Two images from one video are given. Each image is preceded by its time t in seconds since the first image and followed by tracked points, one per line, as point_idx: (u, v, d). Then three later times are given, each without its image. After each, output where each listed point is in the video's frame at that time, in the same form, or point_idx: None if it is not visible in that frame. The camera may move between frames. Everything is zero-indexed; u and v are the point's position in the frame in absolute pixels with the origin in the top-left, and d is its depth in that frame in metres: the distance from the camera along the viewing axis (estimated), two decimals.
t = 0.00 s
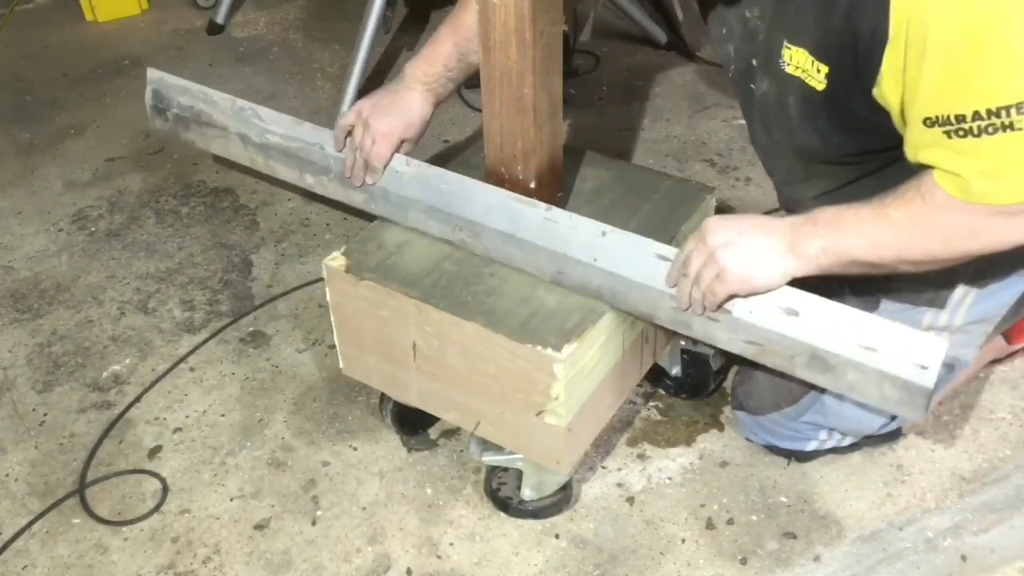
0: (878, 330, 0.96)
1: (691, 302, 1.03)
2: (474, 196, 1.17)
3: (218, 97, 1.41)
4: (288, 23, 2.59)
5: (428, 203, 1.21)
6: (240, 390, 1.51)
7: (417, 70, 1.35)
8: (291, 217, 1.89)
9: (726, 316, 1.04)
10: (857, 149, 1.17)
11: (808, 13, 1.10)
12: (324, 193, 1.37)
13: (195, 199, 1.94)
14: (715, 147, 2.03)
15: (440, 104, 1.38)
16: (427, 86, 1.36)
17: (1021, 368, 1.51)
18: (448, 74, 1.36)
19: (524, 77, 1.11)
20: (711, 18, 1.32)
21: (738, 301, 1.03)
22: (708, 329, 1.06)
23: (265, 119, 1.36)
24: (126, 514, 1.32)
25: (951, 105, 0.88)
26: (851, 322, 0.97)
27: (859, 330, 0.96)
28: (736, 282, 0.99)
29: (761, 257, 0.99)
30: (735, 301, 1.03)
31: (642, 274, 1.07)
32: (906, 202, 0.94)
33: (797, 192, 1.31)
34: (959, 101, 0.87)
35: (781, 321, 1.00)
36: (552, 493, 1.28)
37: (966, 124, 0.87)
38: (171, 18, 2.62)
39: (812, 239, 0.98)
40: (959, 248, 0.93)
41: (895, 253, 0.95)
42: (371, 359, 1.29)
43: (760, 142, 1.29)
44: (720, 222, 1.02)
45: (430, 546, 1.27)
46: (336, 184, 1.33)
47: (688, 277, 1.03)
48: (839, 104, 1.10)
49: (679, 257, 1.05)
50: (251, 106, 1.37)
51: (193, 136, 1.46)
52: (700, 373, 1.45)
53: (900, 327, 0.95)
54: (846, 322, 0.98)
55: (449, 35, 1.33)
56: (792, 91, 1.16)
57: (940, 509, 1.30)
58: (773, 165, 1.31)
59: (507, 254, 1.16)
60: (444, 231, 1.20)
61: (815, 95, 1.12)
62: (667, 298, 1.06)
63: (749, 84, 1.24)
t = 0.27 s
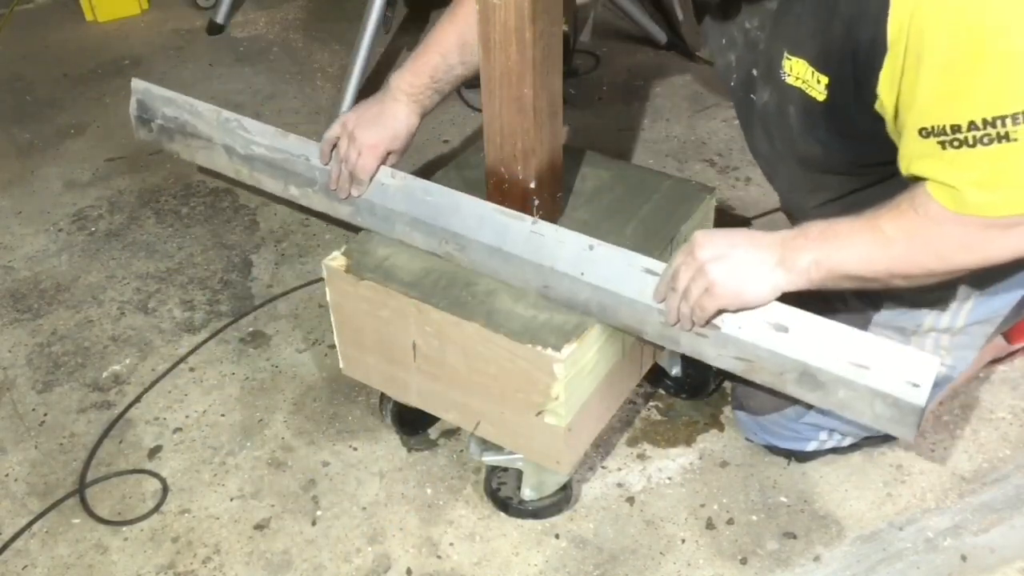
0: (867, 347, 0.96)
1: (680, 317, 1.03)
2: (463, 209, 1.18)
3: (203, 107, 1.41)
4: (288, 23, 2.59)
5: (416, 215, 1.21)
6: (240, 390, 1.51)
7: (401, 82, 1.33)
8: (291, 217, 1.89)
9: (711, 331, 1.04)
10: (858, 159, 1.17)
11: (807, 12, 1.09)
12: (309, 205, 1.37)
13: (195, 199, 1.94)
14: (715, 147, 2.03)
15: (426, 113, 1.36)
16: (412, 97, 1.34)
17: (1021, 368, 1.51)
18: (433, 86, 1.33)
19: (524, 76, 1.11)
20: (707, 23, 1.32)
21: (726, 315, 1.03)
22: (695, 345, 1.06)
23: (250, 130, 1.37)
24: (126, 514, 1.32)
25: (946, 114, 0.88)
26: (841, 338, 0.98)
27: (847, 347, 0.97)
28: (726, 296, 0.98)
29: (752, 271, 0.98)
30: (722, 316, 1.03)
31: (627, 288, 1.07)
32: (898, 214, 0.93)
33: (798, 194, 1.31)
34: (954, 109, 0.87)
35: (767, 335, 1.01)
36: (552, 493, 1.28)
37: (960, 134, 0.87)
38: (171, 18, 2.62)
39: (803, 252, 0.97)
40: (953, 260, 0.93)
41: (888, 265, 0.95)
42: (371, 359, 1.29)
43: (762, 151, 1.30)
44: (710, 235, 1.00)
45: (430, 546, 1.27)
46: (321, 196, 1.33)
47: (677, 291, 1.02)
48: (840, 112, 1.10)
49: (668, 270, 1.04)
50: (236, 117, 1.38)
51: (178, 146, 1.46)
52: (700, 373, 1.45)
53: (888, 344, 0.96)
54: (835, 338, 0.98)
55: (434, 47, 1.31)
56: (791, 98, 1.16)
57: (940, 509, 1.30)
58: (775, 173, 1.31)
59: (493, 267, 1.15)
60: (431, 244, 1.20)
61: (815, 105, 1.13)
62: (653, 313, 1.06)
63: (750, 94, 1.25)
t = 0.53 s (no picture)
0: (856, 364, 0.94)
1: (664, 330, 1.00)
2: (441, 218, 1.13)
3: (178, 114, 1.36)
4: (288, 23, 2.59)
5: (392, 225, 1.16)
6: (240, 389, 1.51)
7: (384, 91, 1.32)
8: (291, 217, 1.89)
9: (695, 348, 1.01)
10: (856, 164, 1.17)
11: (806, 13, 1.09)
12: (285, 215, 1.32)
13: (195, 199, 1.94)
14: (715, 147, 2.03)
15: (407, 124, 1.35)
16: (394, 107, 1.33)
17: (1021, 368, 1.51)
18: (416, 96, 1.33)
19: (524, 76, 1.11)
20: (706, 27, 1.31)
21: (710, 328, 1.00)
22: (679, 361, 1.03)
23: (225, 136, 1.32)
24: (126, 514, 1.32)
25: (937, 120, 0.88)
26: (827, 354, 0.95)
27: (836, 364, 0.95)
28: (712, 308, 0.96)
29: (738, 282, 0.97)
30: (707, 330, 1.00)
31: (612, 303, 1.03)
32: (888, 222, 0.93)
33: (795, 200, 1.31)
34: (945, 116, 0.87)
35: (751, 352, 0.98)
36: (552, 493, 1.28)
37: (949, 142, 0.87)
38: (171, 18, 2.62)
39: (790, 264, 0.96)
40: (943, 270, 0.92)
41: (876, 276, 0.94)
42: (371, 359, 1.29)
43: (760, 160, 1.30)
44: (696, 245, 0.99)
45: (430, 546, 1.27)
46: (297, 206, 1.29)
47: (662, 303, 1.00)
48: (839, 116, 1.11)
49: (651, 282, 1.02)
50: (211, 124, 1.33)
51: (150, 154, 1.41)
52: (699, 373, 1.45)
53: (877, 361, 0.94)
54: (822, 354, 0.96)
55: (419, 57, 1.32)
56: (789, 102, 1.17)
57: (940, 509, 1.30)
58: (775, 182, 1.31)
59: (473, 279, 1.11)
60: (408, 254, 1.15)
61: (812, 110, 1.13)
62: (637, 327, 1.03)
63: (745, 105, 1.25)
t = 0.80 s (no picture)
0: (843, 377, 0.94)
1: (651, 341, 1.00)
2: (429, 227, 1.13)
3: (168, 121, 1.36)
4: (288, 23, 2.59)
5: (380, 233, 1.16)
6: (240, 389, 1.51)
7: (376, 99, 1.31)
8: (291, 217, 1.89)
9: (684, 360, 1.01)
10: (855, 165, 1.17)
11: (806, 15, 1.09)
12: (273, 223, 1.32)
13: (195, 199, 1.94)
14: (715, 147, 2.03)
15: (398, 134, 1.34)
16: (384, 115, 1.32)
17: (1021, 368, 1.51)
18: (407, 105, 1.32)
19: (524, 76, 1.11)
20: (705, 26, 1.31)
21: (697, 339, 1.00)
22: (666, 372, 1.02)
23: (215, 144, 1.31)
24: (126, 514, 1.32)
25: (934, 129, 0.87)
26: (812, 364, 0.96)
27: (823, 375, 0.95)
28: (700, 318, 0.96)
29: (727, 294, 0.97)
30: (695, 341, 1.00)
31: (600, 313, 1.03)
32: (881, 232, 0.93)
33: (794, 202, 1.31)
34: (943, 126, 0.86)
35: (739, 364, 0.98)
36: (552, 493, 1.28)
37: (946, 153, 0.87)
38: (171, 18, 2.62)
39: (780, 275, 0.97)
40: (934, 280, 0.92)
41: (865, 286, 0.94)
42: (372, 359, 1.29)
43: (760, 163, 1.30)
44: (685, 256, 1.00)
45: (430, 546, 1.27)
46: (285, 214, 1.28)
47: (649, 313, 0.99)
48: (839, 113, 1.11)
49: (640, 292, 1.02)
50: (203, 132, 1.33)
51: (139, 162, 1.41)
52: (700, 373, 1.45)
53: (864, 373, 0.94)
54: (808, 367, 0.96)
55: (411, 67, 1.31)
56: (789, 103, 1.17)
57: (940, 509, 1.30)
58: (775, 185, 1.31)
59: (460, 290, 1.11)
60: (396, 264, 1.15)
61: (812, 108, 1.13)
62: (625, 337, 1.02)
63: (747, 110, 1.25)
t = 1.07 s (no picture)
0: (857, 353, 0.97)
1: (670, 316, 1.03)
2: (457, 208, 1.18)
3: (211, 101, 1.43)
4: (288, 23, 2.59)
5: (411, 212, 1.21)
6: (240, 389, 1.51)
7: (407, 80, 1.34)
8: (291, 217, 1.89)
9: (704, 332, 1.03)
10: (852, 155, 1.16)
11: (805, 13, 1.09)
12: (308, 199, 1.37)
13: (195, 199, 1.94)
14: (715, 147, 2.03)
15: (429, 114, 1.37)
16: (416, 96, 1.35)
17: (1021, 368, 1.51)
18: (437, 86, 1.35)
19: (524, 75, 1.11)
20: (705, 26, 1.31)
21: (714, 315, 1.03)
22: (684, 347, 1.05)
23: (256, 124, 1.37)
24: (126, 514, 1.32)
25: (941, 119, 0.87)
26: (827, 341, 0.98)
27: (837, 352, 0.97)
28: (717, 295, 0.99)
29: (743, 272, 0.99)
30: (712, 316, 1.03)
31: (622, 286, 1.07)
32: (891, 217, 0.94)
33: (795, 202, 1.31)
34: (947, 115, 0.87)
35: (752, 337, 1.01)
36: (552, 493, 1.28)
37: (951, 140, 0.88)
38: (171, 18, 2.62)
39: (794, 255, 0.98)
40: (944, 262, 0.93)
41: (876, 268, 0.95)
42: (371, 359, 1.29)
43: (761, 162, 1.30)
44: (704, 235, 1.02)
45: (430, 546, 1.27)
46: (319, 190, 1.33)
47: (669, 288, 1.03)
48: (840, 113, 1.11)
49: (661, 269, 1.05)
50: (243, 111, 1.39)
51: (182, 140, 1.48)
52: (699, 372, 1.45)
53: (878, 351, 0.96)
54: (823, 343, 0.98)
55: (440, 49, 1.33)
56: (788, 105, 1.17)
57: (940, 509, 1.30)
58: (774, 181, 1.31)
59: (486, 266, 1.16)
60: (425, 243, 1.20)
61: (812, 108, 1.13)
62: (644, 313, 1.05)
63: (741, 108, 1.25)
